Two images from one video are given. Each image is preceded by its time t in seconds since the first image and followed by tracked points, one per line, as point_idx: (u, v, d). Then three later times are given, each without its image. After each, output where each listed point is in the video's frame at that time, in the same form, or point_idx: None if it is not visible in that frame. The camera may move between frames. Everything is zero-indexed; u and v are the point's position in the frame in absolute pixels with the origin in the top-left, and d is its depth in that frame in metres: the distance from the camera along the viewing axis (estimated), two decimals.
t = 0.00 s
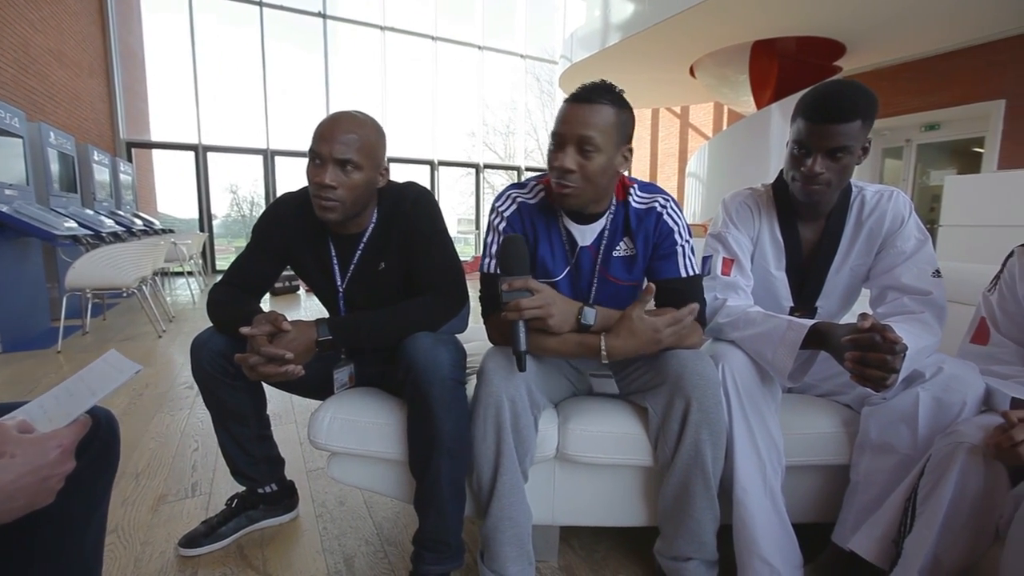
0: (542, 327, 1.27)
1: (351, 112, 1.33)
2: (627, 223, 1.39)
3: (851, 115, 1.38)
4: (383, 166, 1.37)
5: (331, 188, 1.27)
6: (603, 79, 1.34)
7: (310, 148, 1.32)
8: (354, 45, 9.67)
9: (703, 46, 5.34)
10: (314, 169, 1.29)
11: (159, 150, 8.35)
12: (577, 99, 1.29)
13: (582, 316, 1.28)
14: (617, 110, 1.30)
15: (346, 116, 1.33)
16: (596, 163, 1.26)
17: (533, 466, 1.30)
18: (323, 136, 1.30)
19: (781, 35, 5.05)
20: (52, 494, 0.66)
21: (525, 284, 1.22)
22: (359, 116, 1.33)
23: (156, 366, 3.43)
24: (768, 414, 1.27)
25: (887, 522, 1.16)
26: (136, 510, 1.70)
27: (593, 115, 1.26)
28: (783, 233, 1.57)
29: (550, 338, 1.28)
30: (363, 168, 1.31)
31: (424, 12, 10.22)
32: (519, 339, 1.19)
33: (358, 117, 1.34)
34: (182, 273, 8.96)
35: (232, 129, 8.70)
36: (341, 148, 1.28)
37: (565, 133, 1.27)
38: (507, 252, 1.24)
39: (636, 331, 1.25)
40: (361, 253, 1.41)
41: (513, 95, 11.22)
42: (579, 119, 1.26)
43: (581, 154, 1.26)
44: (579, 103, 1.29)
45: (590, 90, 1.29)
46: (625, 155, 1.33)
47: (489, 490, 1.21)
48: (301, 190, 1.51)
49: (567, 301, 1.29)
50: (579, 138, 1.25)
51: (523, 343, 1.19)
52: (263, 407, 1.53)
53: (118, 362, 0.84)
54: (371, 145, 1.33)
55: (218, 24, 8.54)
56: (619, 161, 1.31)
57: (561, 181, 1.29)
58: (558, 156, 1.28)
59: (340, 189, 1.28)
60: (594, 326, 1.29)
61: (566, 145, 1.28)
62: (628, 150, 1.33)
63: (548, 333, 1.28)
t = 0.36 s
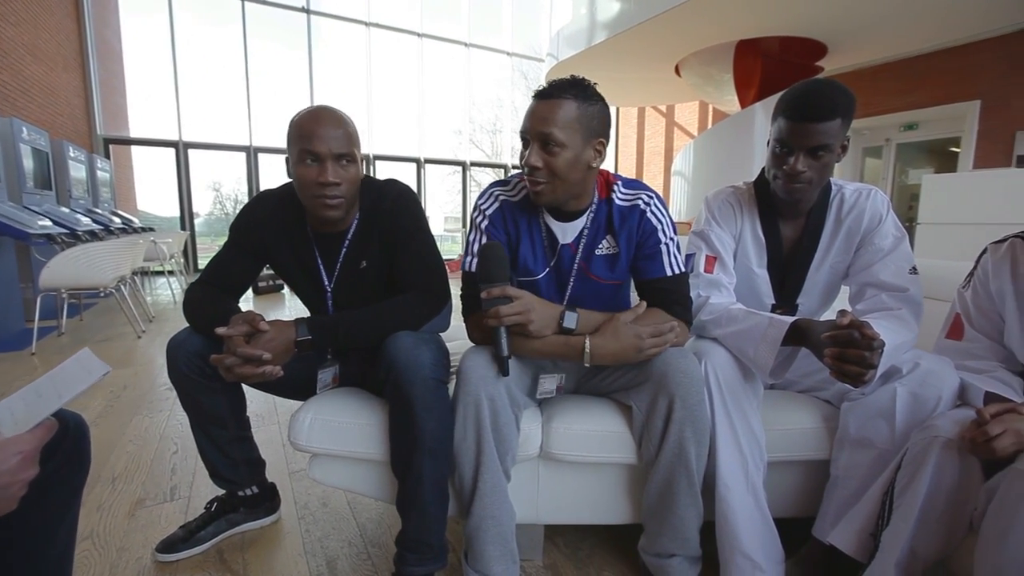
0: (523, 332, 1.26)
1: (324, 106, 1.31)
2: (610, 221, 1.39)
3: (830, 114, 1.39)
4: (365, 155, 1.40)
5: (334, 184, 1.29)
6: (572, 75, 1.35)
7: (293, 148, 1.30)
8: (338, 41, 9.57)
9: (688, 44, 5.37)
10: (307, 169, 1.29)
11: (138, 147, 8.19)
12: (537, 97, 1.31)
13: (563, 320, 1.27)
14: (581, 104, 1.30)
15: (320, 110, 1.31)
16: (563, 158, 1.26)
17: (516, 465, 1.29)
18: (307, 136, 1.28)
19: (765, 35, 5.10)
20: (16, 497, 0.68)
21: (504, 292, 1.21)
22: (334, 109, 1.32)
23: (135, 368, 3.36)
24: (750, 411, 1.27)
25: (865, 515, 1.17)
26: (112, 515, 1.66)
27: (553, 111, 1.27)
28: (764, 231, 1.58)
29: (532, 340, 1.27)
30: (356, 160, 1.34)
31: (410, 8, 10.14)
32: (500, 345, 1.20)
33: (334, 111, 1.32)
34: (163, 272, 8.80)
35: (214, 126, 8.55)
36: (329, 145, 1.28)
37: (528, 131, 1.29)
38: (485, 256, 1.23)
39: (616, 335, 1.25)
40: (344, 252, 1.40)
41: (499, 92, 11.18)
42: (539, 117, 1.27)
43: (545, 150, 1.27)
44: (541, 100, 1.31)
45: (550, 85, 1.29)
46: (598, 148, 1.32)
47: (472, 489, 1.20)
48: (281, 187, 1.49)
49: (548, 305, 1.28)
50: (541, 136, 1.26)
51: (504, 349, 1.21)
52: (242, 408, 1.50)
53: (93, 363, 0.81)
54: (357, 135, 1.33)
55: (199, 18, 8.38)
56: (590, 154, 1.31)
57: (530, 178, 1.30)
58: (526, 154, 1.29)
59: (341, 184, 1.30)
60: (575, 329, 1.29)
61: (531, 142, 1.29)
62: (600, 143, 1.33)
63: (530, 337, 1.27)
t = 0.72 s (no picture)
0: (509, 332, 1.25)
1: (300, 103, 1.28)
2: (596, 219, 1.38)
3: (816, 112, 1.40)
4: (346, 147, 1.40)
5: (334, 178, 1.29)
6: (558, 71, 1.34)
7: (280, 148, 1.28)
8: (324, 36, 9.45)
9: (675, 42, 5.39)
10: (302, 168, 1.27)
11: (119, 143, 8.03)
12: (523, 93, 1.29)
13: (550, 319, 1.26)
14: (567, 100, 1.29)
15: (296, 108, 1.29)
16: (550, 155, 1.26)
17: (502, 463, 1.29)
18: (294, 135, 1.26)
19: (751, 33, 5.13)
20: None
21: (489, 292, 1.20)
22: (311, 106, 1.30)
23: (116, 368, 3.30)
24: (735, 407, 1.28)
25: (848, 509, 1.19)
26: (91, 519, 1.63)
27: (540, 109, 1.26)
28: (750, 228, 1.59)
29: (517, 339, 1.27)
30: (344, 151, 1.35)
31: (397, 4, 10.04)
32: (488, 345, 1.19)
33: (309, 108, 1.30)
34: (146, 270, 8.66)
35: (198, 122, 8.41)
36: (320, 140, 1.28)
37: (515, 128, 1.27)
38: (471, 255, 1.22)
39: (602, 334, 1.25)
40: (329, 249, 1.38)
41: (487, 89, 11.14)
42: (526, 114, 1.26)
43: (532, 148, 1.26)
44: (527, 97, 1.29)
45: (536, 82, 1.28)
46: (584, 146, 1.32)
47: (457, 487, 1.19)
48: (262, 185, 1.47)
49: (534, 304, 1.28)
50: (527, 133, 1.25)
51: (490, 349, 1.19)
52: (225, 408, 1.48)
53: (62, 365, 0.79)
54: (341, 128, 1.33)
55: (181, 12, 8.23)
56: (576, 152, 1.30)
57: (517, 176, 1.28)
58: (512, 151, 1.27)
59: (340, 178, 1.30)
60: (562, 328, 1.28)
61: (517, 139, 1.28)
62: (586, 141, 1.33)
63: (516, 336, 1.27)
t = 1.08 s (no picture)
0: (492, 324, 1.25)
1: (277, 99, 1.25)
2: (580, 215, 1.38)
3: (802, 107, 1.42)
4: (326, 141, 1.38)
5: (315, 176, 1.28)
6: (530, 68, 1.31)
7: (258, 144, 1.25)
8: (309, 30, 9.31)
9: (662, 39, 5.40)
10: (283, 166, 1.25)
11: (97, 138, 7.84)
12: (515, 90, 1.26)
13: (533, 313, 1.26)
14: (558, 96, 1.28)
15: (273, 103, 1.26)
16: (558, 152, 1.26)
17: (487, 461, 1.28)
18: (274, 133, 1.24)
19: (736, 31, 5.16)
20: None
21: (473, 284, 1.19)
22: (288, 101, 1.27)
23: (94, 369, 3.22)
24: (718, 402, 1.29)
25: (828, 502, 1.20)
26: (66, 523, 1.59)
27: (541, 105, 1.23)
28: (733, 224, 1.60)
29: (501, 334, 1.26)
30: (325, 147, 1.33)
31: None
32: (471, 338, 1.18)
33: (286, 103, 1.27)
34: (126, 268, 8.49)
35: (179, 117, 8.25)
36: (300, 137, 1.26)
37: (519, 125, 1.23)
38: (454, 250, 1.21)
39: (586, 328, 1.25)
40: (312, 247, 1.36)
41: (474, 85, 11.09)
42: (528, 112, 1.23)
43: (539, 146, 1.24)
44: (518, 94, 1.26)
45: (529, 78, 1.25)
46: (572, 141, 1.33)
47: (442, 485, 1.18)
48: (240, 181, 1.44)
49: (518, 298, 1.27)
50: (536, 131, 1.23)
51: (472, 341, 1.18)
52: (205, 408, 1.46)
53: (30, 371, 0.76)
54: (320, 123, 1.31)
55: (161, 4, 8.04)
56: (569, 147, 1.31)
57: (527, 177, 1.26)
58: (520, 151, 1.24)
59: (321, 175, 1.29)
60: (545, 322, 1.28)
61: (520, 139, 1.25)
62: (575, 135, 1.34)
63: (500, 329, 1.26)
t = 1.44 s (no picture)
0: (478, 319, 1.25)
1: (258, 94, 1.23)
2: (565, 211, 1.38)
3: (784, 105, 1.43)
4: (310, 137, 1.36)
5: (298, 173, 1.26)
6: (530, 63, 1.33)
7: (238, 140, 1.23)
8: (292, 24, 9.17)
9: (648, 36, 5.41)
10: (264, 163, 1.23)
11: (74, 132, 7.64)
12: (499, 83, 1.27)
13: (519, 308, 1.26)
14: (543, 93, 1.28)
15: (254, 99, 1.24)
16: (528, 144, 1.25)
17: (473, 458, 1.28)
18: (254, 129, 1.21)
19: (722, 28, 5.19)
20: None
21: (458, 277, 1.18)
22: (270, 96, 1.25)
23: (72, 369, 3.15)
24: (702, 397, 1.30)
25: (809, 494, 1.22)
26: (43, 527, 1.55)
27: (518, 97, 1.24)
28: (717, 221, 1.61)
29: (486, 330, 1.26)
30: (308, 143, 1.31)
31: None
32: (455, 334, 1.17)
33: (268, 98, 1.25)
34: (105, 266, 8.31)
35: (159, 111, 8.09)
36: (282, 133, 1.24)
37: (492, 113, 1.25)
38: (438, 244, 1.20)
39: (566, 321, 1.24)
40: (295, 244, 1.35)
41: (461, 81, 11.02)
42: (504, 102, 1.24)
43: (509, 136, 1.24)
44: (502, 86, 1.27)
45: (513, 71, 1.26)
46: (558, 138, 1.32)
47: (428, 483, 1.18)
48: (222, 177, 1.42)
49: (503, 293, 1.27)
50: (507, 121, 1.23)
51: (458, 337, 1.17)
52: (186, 409, 1.43)
53: None
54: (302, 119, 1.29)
55: None
56: (550, 144, 1.30)
57: (491, 165, 1.26)
58: (487, 138, 1.25)
59: (304, 171, 1.27)
60: (531, 317, 1.28)
61: (493, 128, 1.26)
62: (560, 133, 1.33)
63: (485, 325, 1.26)
